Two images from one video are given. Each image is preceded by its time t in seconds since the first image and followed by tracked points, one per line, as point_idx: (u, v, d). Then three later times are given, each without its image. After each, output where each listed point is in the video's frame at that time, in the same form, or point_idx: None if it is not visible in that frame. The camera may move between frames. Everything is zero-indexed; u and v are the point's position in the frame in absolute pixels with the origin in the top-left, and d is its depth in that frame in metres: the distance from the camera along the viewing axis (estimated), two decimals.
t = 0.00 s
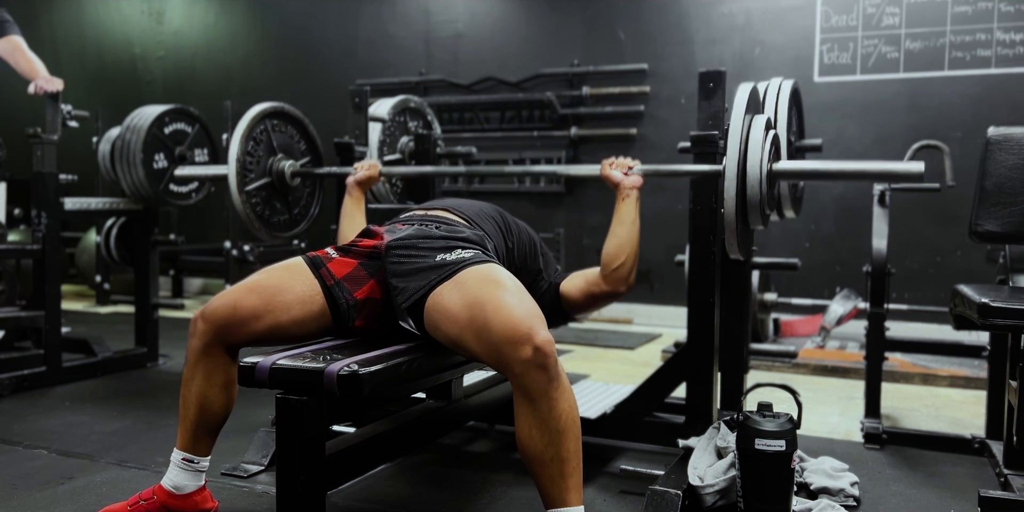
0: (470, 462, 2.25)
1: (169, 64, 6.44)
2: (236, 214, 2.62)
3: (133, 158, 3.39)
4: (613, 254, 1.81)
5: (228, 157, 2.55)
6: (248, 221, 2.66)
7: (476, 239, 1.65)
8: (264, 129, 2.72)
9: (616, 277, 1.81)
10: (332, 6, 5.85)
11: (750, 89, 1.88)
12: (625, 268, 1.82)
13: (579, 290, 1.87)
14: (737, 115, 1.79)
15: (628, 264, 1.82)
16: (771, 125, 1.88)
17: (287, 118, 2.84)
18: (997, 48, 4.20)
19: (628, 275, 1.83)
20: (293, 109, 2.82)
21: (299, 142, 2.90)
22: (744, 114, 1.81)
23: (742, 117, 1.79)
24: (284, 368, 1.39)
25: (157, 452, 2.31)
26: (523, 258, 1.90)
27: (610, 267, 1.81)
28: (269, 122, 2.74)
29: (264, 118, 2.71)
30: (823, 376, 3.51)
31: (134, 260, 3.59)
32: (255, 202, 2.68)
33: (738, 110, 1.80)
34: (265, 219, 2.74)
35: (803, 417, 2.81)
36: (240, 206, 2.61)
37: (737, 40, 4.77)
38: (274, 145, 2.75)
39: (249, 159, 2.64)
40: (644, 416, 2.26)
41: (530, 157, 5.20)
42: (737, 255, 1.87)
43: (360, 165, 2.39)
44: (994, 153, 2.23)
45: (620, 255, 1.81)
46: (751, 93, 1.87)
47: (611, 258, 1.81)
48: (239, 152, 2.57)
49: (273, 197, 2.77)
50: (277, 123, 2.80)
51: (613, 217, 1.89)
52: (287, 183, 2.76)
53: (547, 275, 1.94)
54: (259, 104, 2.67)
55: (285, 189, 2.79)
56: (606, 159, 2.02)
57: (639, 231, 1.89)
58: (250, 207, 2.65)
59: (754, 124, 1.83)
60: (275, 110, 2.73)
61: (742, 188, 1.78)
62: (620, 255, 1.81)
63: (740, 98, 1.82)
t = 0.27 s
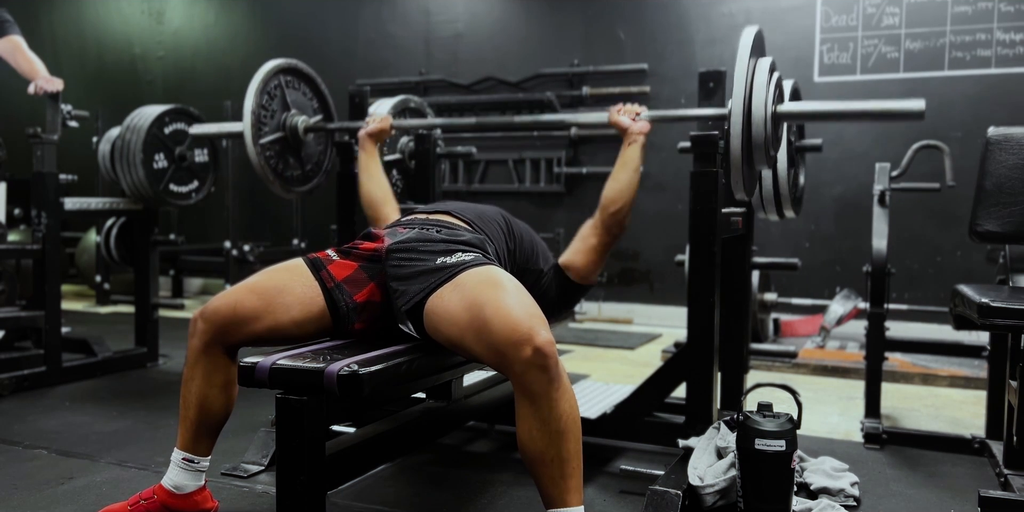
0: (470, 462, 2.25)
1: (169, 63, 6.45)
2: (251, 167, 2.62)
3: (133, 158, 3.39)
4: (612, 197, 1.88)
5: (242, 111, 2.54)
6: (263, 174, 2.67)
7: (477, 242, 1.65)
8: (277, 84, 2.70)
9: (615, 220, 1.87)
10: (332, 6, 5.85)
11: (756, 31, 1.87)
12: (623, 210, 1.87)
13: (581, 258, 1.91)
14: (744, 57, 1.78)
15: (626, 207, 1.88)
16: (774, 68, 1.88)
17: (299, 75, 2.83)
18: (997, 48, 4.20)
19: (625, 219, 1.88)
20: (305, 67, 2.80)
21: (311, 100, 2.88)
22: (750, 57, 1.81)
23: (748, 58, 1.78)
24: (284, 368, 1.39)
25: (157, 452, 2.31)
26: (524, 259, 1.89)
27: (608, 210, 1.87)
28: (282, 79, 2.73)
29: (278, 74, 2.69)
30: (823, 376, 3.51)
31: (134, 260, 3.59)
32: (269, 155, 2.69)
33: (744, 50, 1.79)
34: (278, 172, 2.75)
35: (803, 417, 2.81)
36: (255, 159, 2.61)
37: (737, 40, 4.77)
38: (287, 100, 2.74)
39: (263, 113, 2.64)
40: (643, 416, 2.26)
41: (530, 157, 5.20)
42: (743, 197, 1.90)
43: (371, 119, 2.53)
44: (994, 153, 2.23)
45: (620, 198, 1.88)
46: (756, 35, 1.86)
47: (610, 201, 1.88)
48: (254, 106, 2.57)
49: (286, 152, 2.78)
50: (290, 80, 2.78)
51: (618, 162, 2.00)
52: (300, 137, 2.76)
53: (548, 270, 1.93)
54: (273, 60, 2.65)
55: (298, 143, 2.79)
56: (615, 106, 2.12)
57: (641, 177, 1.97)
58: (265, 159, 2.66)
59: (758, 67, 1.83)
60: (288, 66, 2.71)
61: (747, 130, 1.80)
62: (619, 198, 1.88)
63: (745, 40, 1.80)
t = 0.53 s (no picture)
0: (470, 462, 2.25)
1: (169, 63, 6.45)
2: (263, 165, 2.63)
3: (133, 158, 3.39)
4: (610, 189, 1.94)
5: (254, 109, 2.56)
6: (275, 172, 2.68)
7: (478, 241, 1.66)
8: (287, 84, 2.71)
9: (611, 212, 1.94)
10: (332, 6, 5.85)
11: (758, 29, 1.87)
12: (620, 202, 1.94)
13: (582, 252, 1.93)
14: (745, 55, 1.79)
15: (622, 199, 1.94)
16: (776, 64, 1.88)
17: (309, 74, 2.84)
18: (997, 48, 4.20)
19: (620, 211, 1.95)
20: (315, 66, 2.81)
21: (321, 99, 2.89)
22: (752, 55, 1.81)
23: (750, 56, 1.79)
24: (284, 368, 1.39)
25: (157, 452, 2.31)
26: (526, 259, 1.89)
27: (607, 202, 1.93)
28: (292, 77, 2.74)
29: (288, 73, 2.71)
30: (823, 376, 3.51)
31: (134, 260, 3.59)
32: (280, 153, 2.69)
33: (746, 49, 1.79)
34: (290, 171, 2.75)
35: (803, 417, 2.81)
36: (266, 157, 2.62)
37: (737, 40, 4.77)
38: (297, 99, 2.75)
39: (274, 111, 2.65)
40: (643, 416, 2.26)
41: (530, 157, 5.20)
42: (746, 192, 1.89)
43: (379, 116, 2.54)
44: (994, 153, 2.23)
45: (617, 190, 1.94)
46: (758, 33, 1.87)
47: (609, 193, 1.94)
48: (265, 104, 2.58)
49: (297, 150, 2.78)
50: (300, 79, 2.79)
51: (620, 156, 2.02)
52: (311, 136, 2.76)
53: (551, 270, 1.92)
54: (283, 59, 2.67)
55: (309, 142, 2.79)
56: (620, 102, 2.12)
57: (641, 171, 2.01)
58: (276, 157, 2.67)
59: (761, 65, 1.83)
60: (298, 65, 2.73)
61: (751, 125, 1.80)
62: (615, 190, 1.94)
63: (746, 39, 1.81)
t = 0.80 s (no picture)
0: (469, 462, 2.25)
1: (169, 64, 6.45)
2: (261, 157, 2.61)
3: (133, 158, 3.39)
4: (606, 188, 1.94)
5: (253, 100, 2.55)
6: (272, 164, 2.66)
7: (476, 243, 1.66)
8: (288, 78, 2.72)
9: (608, 211, 1.94)
10: (332, 6, 5.85)
11: (756, 29, 1.87)
12: (616, 199, 1.94)
13: (580, 251, 1.94)
14: (743, 55, 1.78)
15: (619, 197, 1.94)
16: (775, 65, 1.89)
17: (311, 71, 2.85)
18: (997, 48, 4.20)
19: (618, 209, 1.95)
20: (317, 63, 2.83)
21: (321, 96, 2.90)
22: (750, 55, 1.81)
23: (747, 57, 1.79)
24: (284, 368, 1.39)
25: (157, 452, 2.31)
26: (524, 261, 1.89)
27: (603, 200, 1.93)
28: (293, 72, 2.75)
29: (289, 67, 2.72)
30: (823, 376, 3.51)
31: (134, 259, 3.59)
32: (278, 146, 2.68)
33: (743, 49, 1.79)
34: (286, 164, 2.74)
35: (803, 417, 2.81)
36: (265, 149, 2.61)
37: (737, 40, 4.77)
38: (297, 94, 2.76)
39: (273, 103, 2.65)
40: (643, 416, 2.26)
41: (530, 157, 5.20)
42: (744, 192, 1.89)
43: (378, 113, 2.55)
44: (994, 153, 2.23)
45: (614, 188, 1.94)
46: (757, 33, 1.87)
47: (605, 192, 1.94)
48: (265, 96, 2.57)
49: (295, 145, 2.77)
50: (301, 75, 2.81)
51: (618, 155, 2.02)
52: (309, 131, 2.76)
53: (549, 269, 1.93)
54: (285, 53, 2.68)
55: (307, 137, 2.79)
56: (619, 100, 2.11)
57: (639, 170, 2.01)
58: (274, 150, 2.65)
59: (759, 65, 1.83)
60: (299, 60, 2.74)
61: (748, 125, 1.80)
62: (611, 188, 1.94)
63: (744, 39, 1.81)
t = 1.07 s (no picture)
0: (469, 462, 2.25)
1: (170, 64, 6.46)
2: (263, 157, 2.61)
3: (133, 158, 3.39)
4: (607, 189, 1.94)
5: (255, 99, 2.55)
6: (274, 164, 2.65)
7: (476, 244, 1.66)
8: (289, 78, 2.72)
9: (610, 212, 1.93)
10: (332, 6, 5.85)
11: (758, 31, 1.87)
12: (617, 201, 1.93)
13: (582, 253, 1.93)
14: (745, 57, 1.78)
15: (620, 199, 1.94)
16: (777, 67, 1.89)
17: (311, 71, 2.85)
18: (997, 48, 4.19)
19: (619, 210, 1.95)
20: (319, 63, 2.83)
21: (322, 96, 2.90)
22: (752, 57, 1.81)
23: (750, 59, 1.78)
24: (284, 368, 1.39)
25: (157, 452, 2.31)
26: (523, 261, 1.90)
27: (605, 201, 1.93)
28: (294, 72, 2.75)
29: (290, 67, 2.72)
30: (823, 376, 3.51)
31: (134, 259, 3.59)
32: (279, 145, 2.67)
33: (745, 52, 1.79)
34: (287, 164, 2.73)
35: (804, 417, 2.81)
36: (266, 148, 2.60)
37: (738, 40, 4.77)
38: (298, 93, 2.75)
39: (274, 102, 2.65)
40: (643, 416, 2.26)
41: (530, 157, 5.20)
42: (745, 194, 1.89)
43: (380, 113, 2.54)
44: (994, 153, 2.23)
45: (615, 190, 1.93)
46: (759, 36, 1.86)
47: (606, 193, 1.93)
48: (266, 95, 2.57)
49: (296, 145, 2.77)
50: (302, 74, 2.80)
51: (620, 156, 2.02)
52: (310, 131, 2.75)
53: (549, 269, 1.93)
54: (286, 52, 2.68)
55: (308, 137, 2.78)
56: (621, 101, 2.10)
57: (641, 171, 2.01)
58: (275, 150, 2.64)
59: (761, 68, 1.83)
60: (300, 60, 2.74)
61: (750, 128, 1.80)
62: (613, 189, 1.93)
63: (746, 42, 1.80)
